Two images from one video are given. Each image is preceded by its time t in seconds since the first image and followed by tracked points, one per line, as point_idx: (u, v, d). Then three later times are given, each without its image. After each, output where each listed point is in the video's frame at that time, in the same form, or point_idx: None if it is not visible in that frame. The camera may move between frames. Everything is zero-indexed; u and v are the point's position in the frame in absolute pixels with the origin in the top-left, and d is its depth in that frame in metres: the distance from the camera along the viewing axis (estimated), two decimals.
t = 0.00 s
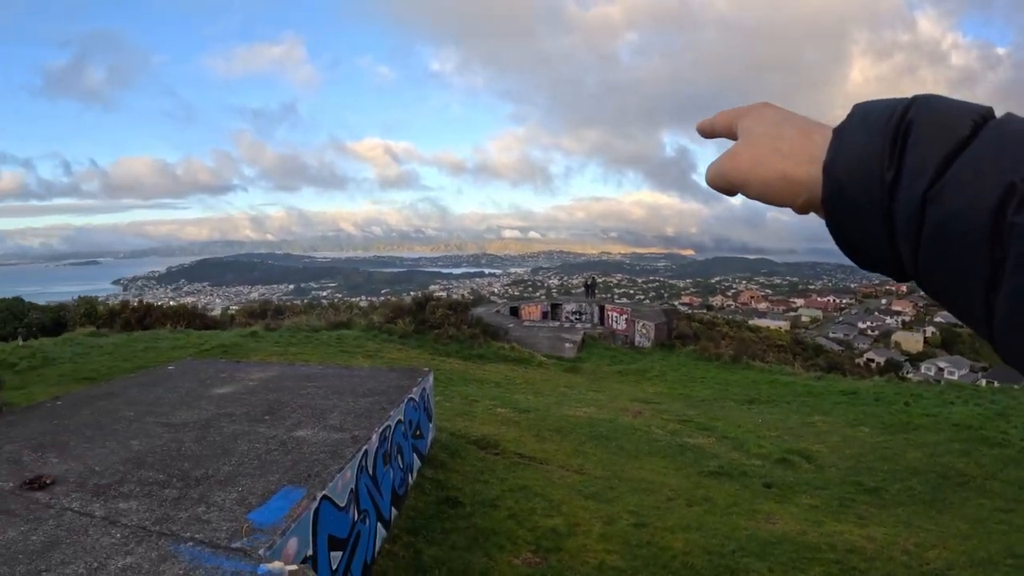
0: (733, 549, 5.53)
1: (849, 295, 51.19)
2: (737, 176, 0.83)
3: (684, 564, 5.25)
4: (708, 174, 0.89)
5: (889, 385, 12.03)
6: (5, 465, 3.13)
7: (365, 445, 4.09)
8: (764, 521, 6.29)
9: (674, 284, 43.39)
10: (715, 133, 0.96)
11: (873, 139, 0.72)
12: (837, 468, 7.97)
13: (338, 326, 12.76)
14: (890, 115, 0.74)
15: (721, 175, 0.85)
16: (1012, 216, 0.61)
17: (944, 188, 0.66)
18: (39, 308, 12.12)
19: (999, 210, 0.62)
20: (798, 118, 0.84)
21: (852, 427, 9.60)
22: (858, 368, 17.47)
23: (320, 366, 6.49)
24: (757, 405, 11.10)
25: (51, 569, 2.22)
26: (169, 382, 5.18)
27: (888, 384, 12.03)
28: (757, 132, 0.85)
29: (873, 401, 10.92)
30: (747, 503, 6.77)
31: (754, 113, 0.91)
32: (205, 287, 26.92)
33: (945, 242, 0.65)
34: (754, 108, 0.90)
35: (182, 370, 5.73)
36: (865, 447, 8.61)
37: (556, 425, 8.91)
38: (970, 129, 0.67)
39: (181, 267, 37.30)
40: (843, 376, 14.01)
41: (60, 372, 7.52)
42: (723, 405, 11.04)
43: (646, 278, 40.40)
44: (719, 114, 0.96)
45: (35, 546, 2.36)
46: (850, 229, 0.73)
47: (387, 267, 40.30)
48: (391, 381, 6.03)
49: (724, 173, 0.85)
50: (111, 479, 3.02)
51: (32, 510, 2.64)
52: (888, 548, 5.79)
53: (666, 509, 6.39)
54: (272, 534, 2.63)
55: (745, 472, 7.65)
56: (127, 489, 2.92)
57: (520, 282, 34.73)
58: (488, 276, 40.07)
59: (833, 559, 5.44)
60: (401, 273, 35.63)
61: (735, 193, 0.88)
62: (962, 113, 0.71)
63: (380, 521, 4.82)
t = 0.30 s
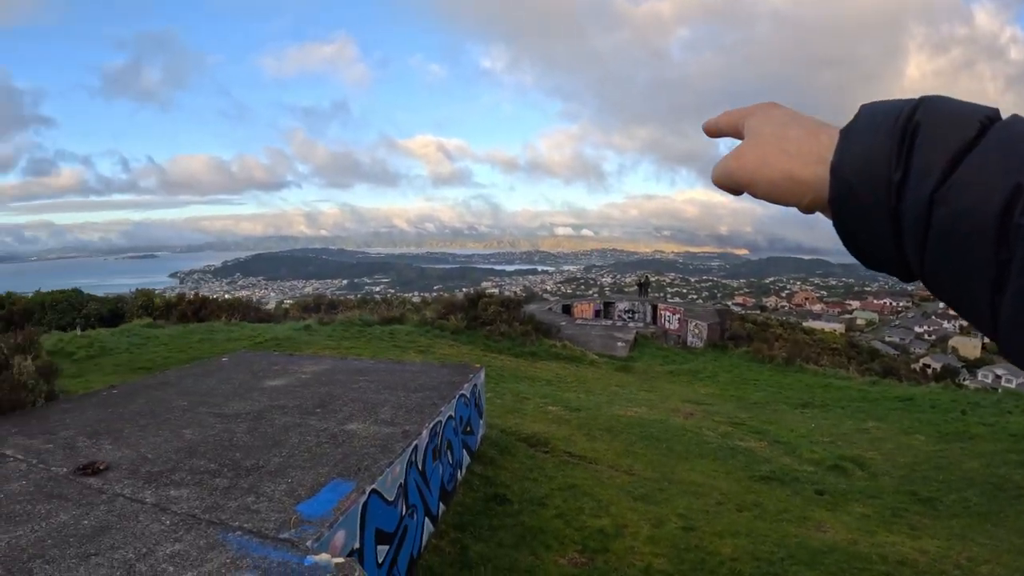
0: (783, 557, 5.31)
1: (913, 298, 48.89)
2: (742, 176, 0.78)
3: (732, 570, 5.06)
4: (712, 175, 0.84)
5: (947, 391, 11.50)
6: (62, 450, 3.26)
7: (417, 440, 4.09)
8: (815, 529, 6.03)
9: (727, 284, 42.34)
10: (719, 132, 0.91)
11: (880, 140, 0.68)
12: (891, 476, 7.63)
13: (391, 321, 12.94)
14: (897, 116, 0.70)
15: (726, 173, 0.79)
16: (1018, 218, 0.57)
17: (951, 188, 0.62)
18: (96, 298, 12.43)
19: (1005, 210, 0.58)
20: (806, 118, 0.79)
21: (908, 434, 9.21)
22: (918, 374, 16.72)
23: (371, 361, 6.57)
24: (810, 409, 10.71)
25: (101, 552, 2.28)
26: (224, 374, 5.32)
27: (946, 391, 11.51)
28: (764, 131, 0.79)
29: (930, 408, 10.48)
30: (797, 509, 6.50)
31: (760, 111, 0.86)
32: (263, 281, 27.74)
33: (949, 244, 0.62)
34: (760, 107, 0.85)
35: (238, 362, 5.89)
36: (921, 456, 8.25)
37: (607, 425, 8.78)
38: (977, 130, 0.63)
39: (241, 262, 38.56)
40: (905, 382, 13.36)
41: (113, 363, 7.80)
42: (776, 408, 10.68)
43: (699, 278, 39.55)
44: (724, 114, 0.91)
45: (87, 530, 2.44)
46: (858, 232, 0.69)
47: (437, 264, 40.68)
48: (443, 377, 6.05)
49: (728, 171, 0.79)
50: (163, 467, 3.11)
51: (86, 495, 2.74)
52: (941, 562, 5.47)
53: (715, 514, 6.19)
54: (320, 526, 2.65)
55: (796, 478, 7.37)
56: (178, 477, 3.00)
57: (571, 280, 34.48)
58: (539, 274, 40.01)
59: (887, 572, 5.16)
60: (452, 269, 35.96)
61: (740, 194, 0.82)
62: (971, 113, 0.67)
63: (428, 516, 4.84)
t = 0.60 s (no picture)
0: (821, 565, 5.15)
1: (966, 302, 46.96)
2: (754, 179, 0.80)
3: None
4: (724, 177, 0.86)
5: (992, 400, 11.22)
6: (104, 439, 3.36)
7: (455, 437, 4.09)
8: (855, 538, 5.84)
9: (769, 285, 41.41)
10: (731, 133, 0.92)
11: (889, 142, 0.68)
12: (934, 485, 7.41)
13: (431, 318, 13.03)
14: (907, 118, 0.70)
15: (739, 178, 0.80)
16: None
17: (963, 191, 0.62)
18: (139, 293, 12.75)
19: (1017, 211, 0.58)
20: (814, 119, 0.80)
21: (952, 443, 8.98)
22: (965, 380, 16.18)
23: (410, 357, 6.61)
24: (853, 414, 10.40)
25: (138, 542, 2.34)
26: (264, 368, 5.42)
27: (990, 400, 11.22)
28: (774, 133, 0.81)
29: (975, 416, 10.20)
30: (836, 517, 6.30)
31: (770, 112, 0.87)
32: (305, 277, 28.29)
33: (963, 244, 0.62)
34: (770, 109, 0.87)
35: (280, 356, 6.00)
36: (963, 465, 8.06)
37: (647, 426, 8.65)
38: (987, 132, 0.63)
39: (286, 257, 39.36)
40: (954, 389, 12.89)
41: (156, 356, 8.05)
42: (817, 413, 10.40)
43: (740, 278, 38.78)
44: (735, 114, 0.92)
45: (125, 519, 2.50)
46: (868, 232, 0.70)
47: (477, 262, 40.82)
48: (483, 375, 6.05)
49: (742, 176, 0.80)
50: (201, 459, 3.17)
51: (126, 484, 2.81)
52: None
53: (754, 519, 6.01)
54: (356, 521, 2.66)
55: (836, 485, 7.15)
56: (215, 469, 3.06)
57: (611, 279, 34.17)
58: (579, 273, 39.80)
59: None
60: (492, 267, 36.09)
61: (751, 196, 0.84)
62: (979, 116, 0.68)
63: (464, 514, 4.83)
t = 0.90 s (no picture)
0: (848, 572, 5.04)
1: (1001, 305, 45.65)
2: (765, 187, 0.82)
3: None
4: (735, 187, 0.87)
5: None
6: (132, 437, 3.41)
7: (482, 439, 4.06)
8: (882, 544, 5.71)
9: (796, 287, 40.74)
10: (740, 144, 0.95)
11: (901, 148, 0.69)
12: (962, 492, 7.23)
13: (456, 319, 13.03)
14: (917, 124, 0.71)
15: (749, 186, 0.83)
16: None
17: (976, 196, 0.62)
18: (167, 292, 12.94)
19: None
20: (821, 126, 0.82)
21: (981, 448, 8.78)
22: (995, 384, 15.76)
23: (437, 358, 6.61)
24: (881, 419, 10.19)
25: (164, 540, 2.36)
26: (291, 368, 5.47)
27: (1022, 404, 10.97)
28: (782, 141, 0.83)
29: (1006, 422, 9.96)
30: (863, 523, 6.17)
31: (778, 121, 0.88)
32: (332, 279, 28.58)
33: (974, 250, 0.62)
34: (777, 117, 0.89)
35: (307, 356, 6.05)
36: (993, 471, 7.84)
37: (673, 429, 8.53)
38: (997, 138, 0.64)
39: (313, 258, 39.75)
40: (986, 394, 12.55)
41: (184, 355, 8.18)
42: (844, 417, 10.21)
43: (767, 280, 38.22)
44: (743, 124, 0.94)
45: (151, 517, 2.52)
46: (881, 238, 0.71)
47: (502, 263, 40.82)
48: (509, 376, 6.01)
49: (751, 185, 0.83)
50: (228, 458, 3.20)
51: (152, 482, 2.84)
52: None
53: (781, 524, 5.88)
54: (382, 522, 2.65)
55: (863, 490, 7.00)
56: (242, 468, 3.08)
57: (637, 281, 33.89)
58: (604, 274, 39.58)
59: None
60: (518, 268, 36.06)
61: (763, 203, 0.86)
62: (989, 121, 0.68)
63: (490, 516, 4.81)
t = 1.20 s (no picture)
0: None
1: None
2: (764, 192, 0.79)
3: None
4: (734, 192, 0.84)
5: None
6: (161, 440, 3.43)
7: (511, 444, 4.00)
8: (912, 551, 5.59)
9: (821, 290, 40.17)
10: (740, 149, 0.92)
11: (900, 154, 0.68)
12: (993, 499, 7.07)
13: (482, 322, 12.97)
14: (917, 130, 0.70)
15: (747, 190, 0.80)
16: None
17: (975, 204, 0.62)
18: (194, 295, 13.08)
19: None
20: (822, 133, 0.79)
21: (1014, 454, 8.60)
22: None
23: (464, 361, 6.56)
24: (909, 423, 10.04)
25: (195, 543, 2.35)
26: (320, 372, 5.48)
27: None
28: (781, 144, 0.80)
29: None
30: (892, 529, 6.05)
31: (779, 126, 0.85)
32: (357, 283, 28.80)
33: (974, 258, 0.61)
34: (778, 121, 0.86)
35: (334, 360, 6.06)
36: None
37: (701, 433, 8.37)
38: (998, 145, 0.63)
39: (339, 262, 40.03)
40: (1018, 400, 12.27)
41: (211, 358, 8.26)
42: (872, 421, 10.03)
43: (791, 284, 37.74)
44: (743, 128, 0.92)
45: (182, 520, 2.51)
46: (880, 245, 0.70)
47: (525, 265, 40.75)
48: (537, 380, 5.93)
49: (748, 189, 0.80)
50: (258, 461, 3.19)
51: (182, 485, 2.84)
52: None
53: (809, 530, 5.75)
54: (414, 527, 2.61)
55: (893, 496, 6.86)
56: (272, 471, 3.07)
57: (660, 283, 33.58)
58: (627, 277, 39.32)
59: None
60: (542, 271, 35.96)
61: (762, 208, 0.83)
62: (988, 127, 0.68)
63: (518, 520, 4.74)
